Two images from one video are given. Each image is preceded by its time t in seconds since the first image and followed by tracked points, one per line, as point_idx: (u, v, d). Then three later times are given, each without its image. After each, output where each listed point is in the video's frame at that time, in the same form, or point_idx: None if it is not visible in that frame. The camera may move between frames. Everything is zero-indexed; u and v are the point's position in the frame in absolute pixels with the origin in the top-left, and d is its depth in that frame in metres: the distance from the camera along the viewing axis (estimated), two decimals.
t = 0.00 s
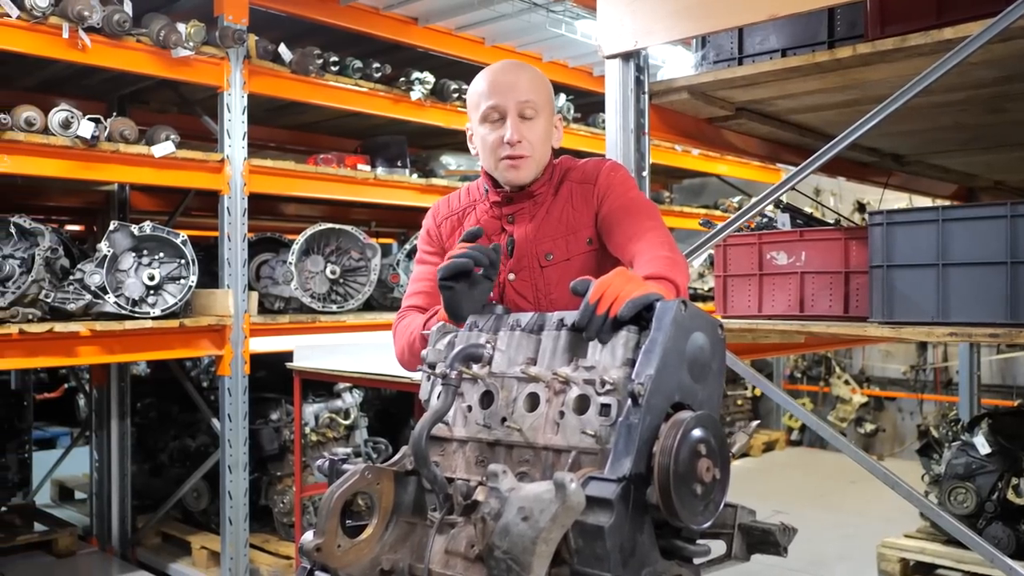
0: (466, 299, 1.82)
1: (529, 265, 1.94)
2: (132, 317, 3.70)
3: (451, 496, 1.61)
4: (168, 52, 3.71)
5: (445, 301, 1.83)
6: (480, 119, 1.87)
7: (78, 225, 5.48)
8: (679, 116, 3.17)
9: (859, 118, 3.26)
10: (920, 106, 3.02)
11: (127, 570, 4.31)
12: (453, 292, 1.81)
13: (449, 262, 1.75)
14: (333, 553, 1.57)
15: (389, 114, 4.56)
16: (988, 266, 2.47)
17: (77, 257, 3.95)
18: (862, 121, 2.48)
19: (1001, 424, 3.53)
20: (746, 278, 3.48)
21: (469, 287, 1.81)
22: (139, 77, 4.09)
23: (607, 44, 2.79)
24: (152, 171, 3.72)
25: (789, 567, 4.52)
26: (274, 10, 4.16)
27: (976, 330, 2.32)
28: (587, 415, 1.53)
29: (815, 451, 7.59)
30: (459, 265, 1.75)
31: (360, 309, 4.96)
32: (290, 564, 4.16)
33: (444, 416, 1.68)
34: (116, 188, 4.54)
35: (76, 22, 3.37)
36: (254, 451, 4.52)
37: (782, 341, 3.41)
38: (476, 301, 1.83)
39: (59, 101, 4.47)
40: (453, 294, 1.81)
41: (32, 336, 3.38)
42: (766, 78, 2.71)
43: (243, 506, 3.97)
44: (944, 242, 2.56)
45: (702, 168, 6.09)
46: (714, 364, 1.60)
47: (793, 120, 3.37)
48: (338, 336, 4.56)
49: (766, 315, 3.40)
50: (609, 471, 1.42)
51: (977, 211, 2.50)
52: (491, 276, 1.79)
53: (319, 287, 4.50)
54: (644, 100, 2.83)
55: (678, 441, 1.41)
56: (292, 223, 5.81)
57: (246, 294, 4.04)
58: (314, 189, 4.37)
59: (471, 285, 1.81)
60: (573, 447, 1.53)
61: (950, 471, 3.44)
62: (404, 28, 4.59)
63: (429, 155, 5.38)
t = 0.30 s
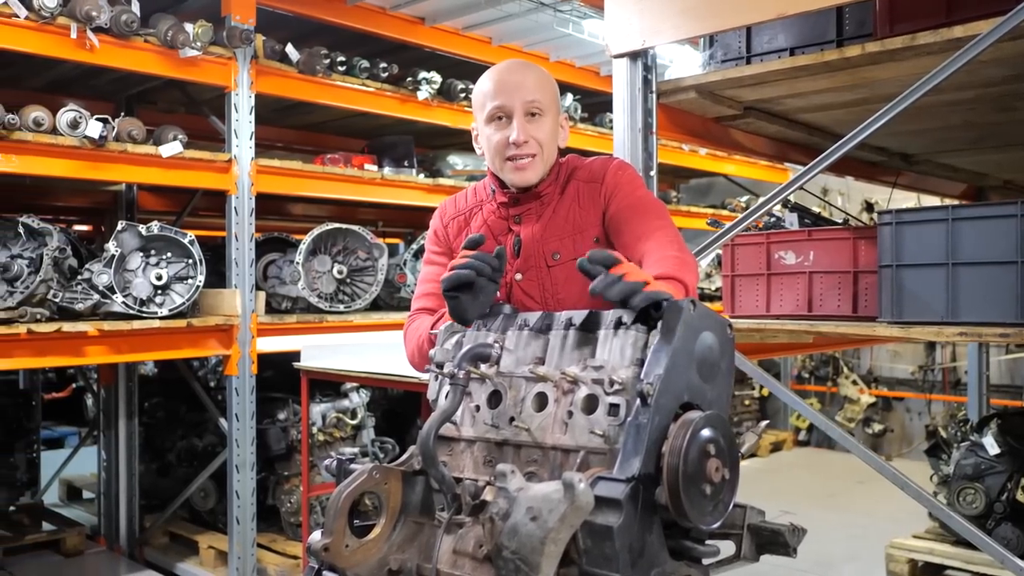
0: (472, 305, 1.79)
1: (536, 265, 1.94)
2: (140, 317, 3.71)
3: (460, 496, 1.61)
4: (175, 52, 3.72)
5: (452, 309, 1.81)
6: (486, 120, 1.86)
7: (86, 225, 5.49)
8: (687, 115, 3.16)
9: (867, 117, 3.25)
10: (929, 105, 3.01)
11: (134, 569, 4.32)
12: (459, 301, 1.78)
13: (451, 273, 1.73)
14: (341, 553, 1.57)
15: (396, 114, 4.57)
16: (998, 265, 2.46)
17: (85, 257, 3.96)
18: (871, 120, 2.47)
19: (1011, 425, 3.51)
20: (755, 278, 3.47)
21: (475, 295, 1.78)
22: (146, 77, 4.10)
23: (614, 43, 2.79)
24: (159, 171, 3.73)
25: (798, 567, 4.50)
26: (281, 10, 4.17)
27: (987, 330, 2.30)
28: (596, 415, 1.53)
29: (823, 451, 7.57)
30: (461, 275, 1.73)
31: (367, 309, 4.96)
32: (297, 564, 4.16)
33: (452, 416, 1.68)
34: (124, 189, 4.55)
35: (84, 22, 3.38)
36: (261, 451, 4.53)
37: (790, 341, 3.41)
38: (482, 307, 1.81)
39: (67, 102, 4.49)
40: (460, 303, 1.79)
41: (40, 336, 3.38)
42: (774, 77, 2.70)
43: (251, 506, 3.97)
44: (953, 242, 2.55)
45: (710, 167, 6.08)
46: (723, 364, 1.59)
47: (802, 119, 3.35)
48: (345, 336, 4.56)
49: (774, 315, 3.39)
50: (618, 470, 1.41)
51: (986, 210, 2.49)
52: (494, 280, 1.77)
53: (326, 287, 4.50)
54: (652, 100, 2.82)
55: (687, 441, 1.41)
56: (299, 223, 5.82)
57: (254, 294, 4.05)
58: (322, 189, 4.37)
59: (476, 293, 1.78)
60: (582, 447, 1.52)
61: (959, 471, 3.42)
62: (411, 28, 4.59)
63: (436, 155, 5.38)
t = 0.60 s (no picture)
0: (472, 302, 1.79)
1: (541, 262, 1.93)
2: (146, 317, 3.72)
3: (465, 495, 1.60)
4: (181, 52, 3.72)
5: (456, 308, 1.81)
6: (491, 113, 1.87)
7: (92, 225, 5.51)
8: (693, 114, 3.15)
9: (874, 116, 3.24)
10: (936, 104, 2.99)
11: (141, 568, 4.33)
12: (460, 299, 1.78)
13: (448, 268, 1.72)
14: (347, 552, 1.56)
15: (402, 113, 4.57)
16: (1005, 265, 2.45)
17: (91, 257, 3.97)
18: (878, 119, 2.46)
19: (1018, 428, 3.54)
20: (761, 277, 3.47)
21: (476, 290, 1.78)
22: (152, 77, 4.11)
23: (620, 42, 2.78)
24: (165, 171, 3.73)
25: (803, 568, 4.49)
26: (287, 10, 4.17)
27: (993, 330, 2.30)
28: (602, 414, 1.52)
29: (829, 451, 7.56)
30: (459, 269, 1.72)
31: (372, 308, 4.97)
32: (302, 564, 4.16)
33: (458, 415, 1.68)
34: (130, 188, 4.56)
35: (91, 23, 3.38)
36: (267, 450, 4.53)
37: (796, 340, 3.40)
38: (484, 302, 1.80)
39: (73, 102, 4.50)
40: (461, 300, 1.78)
41: (47, 335, 3.40)
42: (780, 76, 2.69)
43: (257, 505, 3.97)
44: (960, 241, 2.54)
45: (716, 167, 6.07)
46: (729, 363, 1.59)
47: (808, 118, 3.34)
48: (351, 335, 4.57)
49: (780, 314, 3.38)
50: (624, 470, 1.41)
51: (993, 209, 2.48)
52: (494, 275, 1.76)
53: (331, 286, 4.51)
54: (658, 99, 2.82)
55: (693, 440, 1.40)
56: (305, 223, 5.82)
57: (259, 294, 4.05)
58: (327, 189, 4.38)
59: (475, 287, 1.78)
60: (588, 446, 1.52)
61: (966, 472, 3.41)
62: (417, 27, 4.59)
63: (442, 155, 5.38)
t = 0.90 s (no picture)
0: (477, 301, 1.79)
1: (546, 261, 1.92)
2: (150, 317, 3.72)
3: (469, 495, 1.60)
4: (185, 52, 3.73)
5: (460, 309, 1.80)
6: (494, 112, 1.88)
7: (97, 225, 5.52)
8: (697, 114, 3.15)
9: (879, 115, 3.23)
10: (941, 104, 2.99)
11: (146, 568, 4.34)
12: (464, 299, 1.77)
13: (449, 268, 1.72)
14: (350, 551, 1.57)
15: (406, 113, 4.57)
16: (1011, 264, 2.44)
17: (96, 257, 3.98)
18: (882, 118, 2.46)
19: None
20: (765, 277, 3.46)
21: (479, 289, 1.78)
22: (157, 77, 4.12)
23: (624, 41, 2.78)
24: (170, 171, 3.74)
25: (807, 568, 4.49)
26: (291, 10, 4.17)
27: (998, 330, 2.29)
28: (606, 414, 1.52)
29: (833, 451, 7.55)
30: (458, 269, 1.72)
31: (377, 308, 4.97)
32: (306, 564, 4.17)
33: (461, 414, 1.68)
34: (134, 189, 4.57)
35: (95, 23, 3.39)
36: (271, 450, 4.54)
37: (800, 340, 3.39)
38: (488, 301, 1.80)
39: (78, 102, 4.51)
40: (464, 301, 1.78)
41: (52, 335, 3.41)
42: (784, 75, 2.69)
43: (261, 505, 3.98)
44: (965, 240, 2.53)
45: (720, 167, 6.06)
46: (733, 363, 1.59)
47: (813, 118, 3.34)
48: (355, 335, 4.57)
49: (784, 314, 3.38)
50: (628, 469, 1.41)
51: (998, 209, 2.47)
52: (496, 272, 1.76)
53: (335, 286, 4.51)
54: (662, 98, 2.82)
55: (697, 440, 1.40)
56: (309, 223, 5.83)
57: (264, 294, 4.06)
58: (331, 189, 4.38)
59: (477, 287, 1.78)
60: (592, 446, 1.52)
61: (971, 472, 3.40)
62: (421, 27, 4.59)
63: (446, 155, 5.38)
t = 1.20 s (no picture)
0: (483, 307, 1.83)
1: (565, 257, 1.93)
2: (154, 317, 3.73)
3: (471, 495, 1.61)
4: (189, 52, 3.74)
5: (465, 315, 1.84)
6: (512, 114, 1.86)
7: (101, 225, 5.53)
8: (700, 114, 3.15)
9: (881, 115, 3.22)
10: (944, 104, 2.99)
11: (149, 568, 4.34)
12: (467, 302, 1.81)
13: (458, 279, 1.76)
14: (353, 551, 1.57)
15: (408, 113, 4.57)
16: (1014, 265, 2.43)
17: (99, 257, 3.99)
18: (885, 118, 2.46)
19: None
20: (768, 277, 3.46)
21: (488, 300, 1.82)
22: (160, 77, 4.13)
23: (626, 42, 2.78)
24: (173, 171, 3.75)
25: (810, 568, 4.48)
26: (294, 11, 4.18)
27: (1002, 330, 2.29)
28: (607, 414, 1.53)
29: (837, 451, 7.54)
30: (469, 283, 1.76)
31: (380, 308, 4.98)
32: (310, 563, 4.17)
33: (463, 414, 1.68)
34: (138, 189, 4.58)
35: (99, 23, 3.40)
36: (274, 450, 4.55)
37: (803, 340, 3.39)
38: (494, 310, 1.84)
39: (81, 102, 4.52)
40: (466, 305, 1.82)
41: (56, 335, 3.42)
42: (787, 75, 2.68)
43: (264, 504, 3.98)
44: (968, 240, 2.53)
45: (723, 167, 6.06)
46: (735, 363, 1.59)
47: (816, 118, 3.33)
48: (358, 335, 4.57)
49: (787, 314, 3.37)
50: (630, 469, 1.41)
51: (1002, 209, 2.47)
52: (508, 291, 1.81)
53: (338, 286, 4.52)
54: (664, 98, 2.81)
55: (699, 439, 1.41)
56: (311, 223, 5.83)
57: (267, 294, 4.07)
58: (334, 189, 4.38)
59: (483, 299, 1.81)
60: (593, 446, 1.52)
61: (974, 473, 3.39)
62: (424, 27, 4.59)
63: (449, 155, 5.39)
